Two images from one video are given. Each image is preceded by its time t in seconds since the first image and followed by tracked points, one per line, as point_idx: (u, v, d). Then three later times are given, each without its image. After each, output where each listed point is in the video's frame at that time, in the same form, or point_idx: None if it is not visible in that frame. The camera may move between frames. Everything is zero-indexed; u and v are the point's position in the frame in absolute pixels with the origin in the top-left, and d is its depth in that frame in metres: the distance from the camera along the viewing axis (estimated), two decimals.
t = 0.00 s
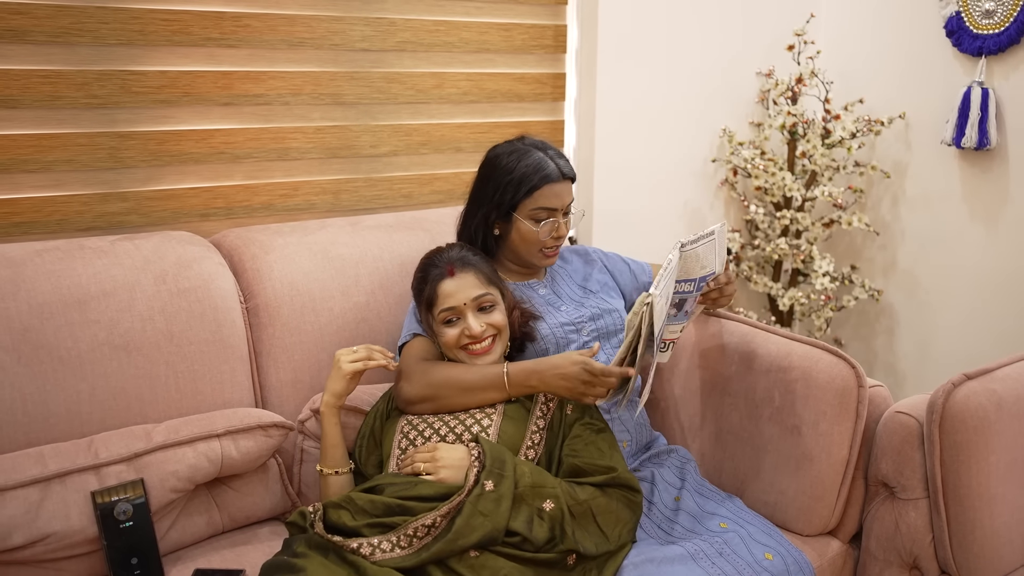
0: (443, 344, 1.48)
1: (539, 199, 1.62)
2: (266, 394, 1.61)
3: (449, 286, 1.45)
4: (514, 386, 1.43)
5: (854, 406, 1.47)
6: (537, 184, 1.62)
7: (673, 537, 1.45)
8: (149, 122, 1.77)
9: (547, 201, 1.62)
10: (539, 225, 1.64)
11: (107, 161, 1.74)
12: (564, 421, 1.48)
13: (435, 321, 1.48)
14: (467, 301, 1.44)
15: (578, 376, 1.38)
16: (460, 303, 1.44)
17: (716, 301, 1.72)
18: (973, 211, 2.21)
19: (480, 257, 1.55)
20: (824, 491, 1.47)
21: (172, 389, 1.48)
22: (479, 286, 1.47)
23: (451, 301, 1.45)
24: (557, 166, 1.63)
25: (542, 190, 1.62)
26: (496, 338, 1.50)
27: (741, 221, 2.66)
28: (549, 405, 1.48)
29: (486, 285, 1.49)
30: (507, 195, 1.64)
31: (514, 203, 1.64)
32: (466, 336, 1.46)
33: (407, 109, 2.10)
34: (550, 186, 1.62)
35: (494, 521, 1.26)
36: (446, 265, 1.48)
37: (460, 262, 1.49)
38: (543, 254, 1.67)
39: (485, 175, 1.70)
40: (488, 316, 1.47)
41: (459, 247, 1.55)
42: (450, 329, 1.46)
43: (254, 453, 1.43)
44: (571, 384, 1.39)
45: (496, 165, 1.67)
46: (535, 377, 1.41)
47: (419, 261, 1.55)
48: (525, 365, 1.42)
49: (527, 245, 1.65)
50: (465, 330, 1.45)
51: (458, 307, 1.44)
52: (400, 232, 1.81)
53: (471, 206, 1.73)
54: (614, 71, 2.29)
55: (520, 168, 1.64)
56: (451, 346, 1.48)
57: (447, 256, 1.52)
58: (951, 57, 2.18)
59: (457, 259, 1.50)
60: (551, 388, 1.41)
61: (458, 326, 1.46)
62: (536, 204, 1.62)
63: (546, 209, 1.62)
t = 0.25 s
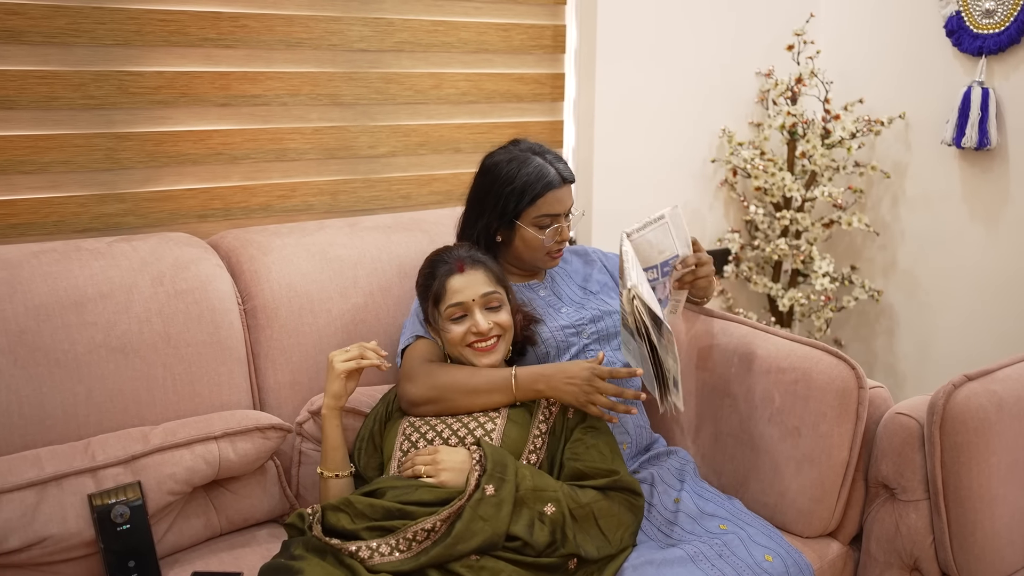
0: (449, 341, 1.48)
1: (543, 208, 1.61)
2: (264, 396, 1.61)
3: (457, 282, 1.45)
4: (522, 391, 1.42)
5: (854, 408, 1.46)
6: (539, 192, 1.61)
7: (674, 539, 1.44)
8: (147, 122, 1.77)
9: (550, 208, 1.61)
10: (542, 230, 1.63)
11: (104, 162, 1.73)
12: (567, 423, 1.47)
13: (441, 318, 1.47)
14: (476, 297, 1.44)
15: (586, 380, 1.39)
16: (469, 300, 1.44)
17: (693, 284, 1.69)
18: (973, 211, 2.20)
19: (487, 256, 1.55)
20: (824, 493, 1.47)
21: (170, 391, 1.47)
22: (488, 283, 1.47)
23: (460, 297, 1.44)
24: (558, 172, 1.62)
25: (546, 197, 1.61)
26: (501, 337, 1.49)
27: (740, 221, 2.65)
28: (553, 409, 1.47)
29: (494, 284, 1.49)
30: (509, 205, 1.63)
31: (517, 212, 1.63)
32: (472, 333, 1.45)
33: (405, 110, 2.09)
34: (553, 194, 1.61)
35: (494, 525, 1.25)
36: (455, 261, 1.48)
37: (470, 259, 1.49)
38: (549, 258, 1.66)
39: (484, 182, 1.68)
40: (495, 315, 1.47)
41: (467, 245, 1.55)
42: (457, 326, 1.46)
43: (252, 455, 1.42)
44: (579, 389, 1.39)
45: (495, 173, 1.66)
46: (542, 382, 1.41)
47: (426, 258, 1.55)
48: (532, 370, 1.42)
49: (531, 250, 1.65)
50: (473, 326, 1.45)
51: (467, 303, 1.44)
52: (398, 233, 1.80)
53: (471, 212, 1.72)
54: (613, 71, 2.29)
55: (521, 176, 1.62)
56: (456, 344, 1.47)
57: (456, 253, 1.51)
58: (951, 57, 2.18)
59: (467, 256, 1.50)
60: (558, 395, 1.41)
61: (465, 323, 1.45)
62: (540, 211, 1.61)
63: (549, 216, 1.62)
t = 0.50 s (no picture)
0: (456, 336, 1.46)
1: (542, 202, 1.60)
2: (263, 395, 1.60)
3: (469, 277, 1.44)
4: (521, 389, 1.42)
5: (856, 406, 1.45)
6: (538, 187, 1.60)
7: (675, 538, 1.43)
8: (144, 120, 1.76)
9: (549, 202, 1.61)
10: (542, 225, 1.63)
11: (102, 160, 1.72)
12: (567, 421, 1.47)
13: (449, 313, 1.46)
14: (489, 293, 1.43)
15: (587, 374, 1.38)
16: (480, 295, 1.43)
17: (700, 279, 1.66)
18: (976, 208, 2.19)
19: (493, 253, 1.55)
20: (826, 492, 1.46)
21: (168, 389, 1.47)
22: (498, 278, 1.46)
23: (472, 292, 1.43)
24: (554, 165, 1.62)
25: (545, 192, 1.60)
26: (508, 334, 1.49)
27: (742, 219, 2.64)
28: (553, 408, 1.46)
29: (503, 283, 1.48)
30: (507, 201, 1.62)
31: (516, 207, 1.62)
32: (482, 329, 1.44)
33: (405, 107, 2.08)
34: (551, 188, 1.60)
35: (492, 524, 1.25)
36: (465, 257, 1.47)
37: (480, 255, 1.48)
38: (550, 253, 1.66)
39: (481, 181, 1.67)
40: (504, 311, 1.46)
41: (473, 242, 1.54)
42: (466, 322, 1.44)
43: (251, 454, 1.41)
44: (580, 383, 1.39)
45: (493, 170, 1.65)
46: (543, 379, 1.40)
47: (432, 255, 1.53)
48: (532, 368, 1.41)
49: (531, 246, 1.64)
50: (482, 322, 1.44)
51: (479, 299, 1.43)
52: (397, 231, 1.79)
53: (469, 212, 1.71)
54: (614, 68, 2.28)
55: (518, 172, 1.61)
56: (464, 340, 1.46)
57: (463, 250, 1.50)
58: (953, 53, 2.17)
59: (476, 252, 1.49)
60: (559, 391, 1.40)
61: (475, 318, 1.44)
62: (539, 206, 1.61)
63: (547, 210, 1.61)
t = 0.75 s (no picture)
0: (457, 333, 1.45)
1: (550, 199, 1.60)
2: (264, 391, 1.59)
3: (471, 272, 1.43)
4: (521, 385, 1.40)
5: (861, 403, 1.44)
6: (546, 182, 1.59)
7: (677, 536, 1.43)
8: (145, 115, 1.75)
9: (557, 198, 1.60)
10: (550, 221, 1.62)
11: (102, 155, 1.71)
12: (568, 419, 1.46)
13: (451, 308, 1.45)
14: (490, 288, 1.42)
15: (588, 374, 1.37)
16: (483, 290, 1.42)
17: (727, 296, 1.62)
18: (982, 204, 2.17)
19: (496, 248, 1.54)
20: (830, 489, 1.45)
21: (169, 386, 1.46)
22: (501, 274, 1.45)
23: (473, 287, 1.42)
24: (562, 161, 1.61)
25: (554, 188, 1.59)
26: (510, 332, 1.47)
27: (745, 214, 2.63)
28: (553, 404, 1.46)
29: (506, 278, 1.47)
30: (515, 197, 1.61)
31: (524, 203, 1.61)
32: (484, 325, 1.43)
33: (407, 102, 2.07)
34: (559, 184, 1.60)
35: (497, 523, 1.24)
36: (468, 252, 1.46)
37: (482, 250, 1.47)
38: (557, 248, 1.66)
39: (487, 177, 1.66)
40: (506, 307, 1.45)
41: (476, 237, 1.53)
42: (468, 317, 1.43)
43: (252, 451, 1.41)
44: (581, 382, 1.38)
45: (499, 166, 1.64)
46: (543, 378, 1.39)
47: (434, 249, 1.52)
48: (531, 367, 1.40)
49: (538, 242, 1.63)
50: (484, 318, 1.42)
51: (481, 294, 1.42)
52: (399, 226, 1.78)
53: (474, 207, 1.69)
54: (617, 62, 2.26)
55: (526, 168, 1.60)
56: (466, 336, 1.45)
57: (467, 244, 1.49)
58: (959, 47, 2.15)
59: (479, 247, 1.48)
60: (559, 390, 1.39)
61: (477, 314, 1.43)
62: (547, 202, 1.60)
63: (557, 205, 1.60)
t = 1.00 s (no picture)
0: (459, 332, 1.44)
1: (554, 197, 1.59)
2: (264, 391, 1.58)
3: (472, 271, 1.42)
4: (521, 387, 1.39)
5: (865, 403, 1.43)
6: (550, 181, 1.58)
7: (680, 538, 1.42)
8: (145, 113, 1.74)
9: (560, 197, 1.59)
10: (553, 220, 1.61)
11: (102, 153, 1.70)
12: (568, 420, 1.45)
13: (452, 307, 1.44)
14: (491, 286, 1.41)
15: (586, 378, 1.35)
16: (484, 288, 1.41)
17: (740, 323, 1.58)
18: (987, 203, 2.16)
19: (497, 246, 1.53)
20: (834, 490, 1.44)
21: (168, 385, 1.45)
22: (502, 272, 1.44)
23: (474, 284, 1.41)
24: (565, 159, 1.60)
25: (557, 186, 1.59)
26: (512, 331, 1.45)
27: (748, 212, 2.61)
28: (554, 405, 1.44)
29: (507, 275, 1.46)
30: (518, 195, 1.60)
31: (527, 202, 1.60)
32: (486, 323, 1.41)
33: (409, 100, 2.06)
34: (562, 183, 1.59)
35: (497, 525, 1.23)
36: (469, 250, 1.45)
37: (484, 248, 1.46)
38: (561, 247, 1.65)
39: (490, 175, 1.65)
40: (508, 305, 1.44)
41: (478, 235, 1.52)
42: (469, 316, 1.42)
43: (252, 451, 1.40)
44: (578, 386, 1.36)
45: (502, 164, 1.63)
46: (542, 380, 1.38)
47: (436, 246, 1.51)
48: (531, 369, 1.39)
49: (542, 240, 1.62)
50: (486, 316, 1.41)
51: (482, 291, 1.41)
52: (400, 225, 1.77)
53: (477, 207, 1.68)
54: (620, 60, 2.25)
55: (529, 166, 1.59)
56: (467, 335, 1.43)
57: (468, 242, 1.49)
58: (964, 44, 2.14)
59: (480, 245, 1.47)
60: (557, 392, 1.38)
61: (478, 312, 1.42)
62: (550, 201, 1.59)
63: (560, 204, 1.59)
